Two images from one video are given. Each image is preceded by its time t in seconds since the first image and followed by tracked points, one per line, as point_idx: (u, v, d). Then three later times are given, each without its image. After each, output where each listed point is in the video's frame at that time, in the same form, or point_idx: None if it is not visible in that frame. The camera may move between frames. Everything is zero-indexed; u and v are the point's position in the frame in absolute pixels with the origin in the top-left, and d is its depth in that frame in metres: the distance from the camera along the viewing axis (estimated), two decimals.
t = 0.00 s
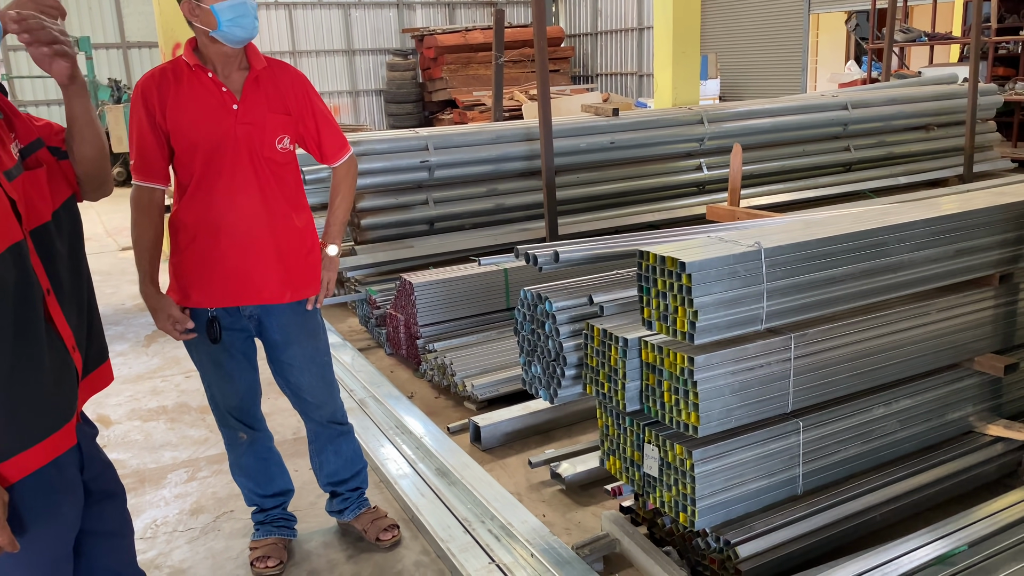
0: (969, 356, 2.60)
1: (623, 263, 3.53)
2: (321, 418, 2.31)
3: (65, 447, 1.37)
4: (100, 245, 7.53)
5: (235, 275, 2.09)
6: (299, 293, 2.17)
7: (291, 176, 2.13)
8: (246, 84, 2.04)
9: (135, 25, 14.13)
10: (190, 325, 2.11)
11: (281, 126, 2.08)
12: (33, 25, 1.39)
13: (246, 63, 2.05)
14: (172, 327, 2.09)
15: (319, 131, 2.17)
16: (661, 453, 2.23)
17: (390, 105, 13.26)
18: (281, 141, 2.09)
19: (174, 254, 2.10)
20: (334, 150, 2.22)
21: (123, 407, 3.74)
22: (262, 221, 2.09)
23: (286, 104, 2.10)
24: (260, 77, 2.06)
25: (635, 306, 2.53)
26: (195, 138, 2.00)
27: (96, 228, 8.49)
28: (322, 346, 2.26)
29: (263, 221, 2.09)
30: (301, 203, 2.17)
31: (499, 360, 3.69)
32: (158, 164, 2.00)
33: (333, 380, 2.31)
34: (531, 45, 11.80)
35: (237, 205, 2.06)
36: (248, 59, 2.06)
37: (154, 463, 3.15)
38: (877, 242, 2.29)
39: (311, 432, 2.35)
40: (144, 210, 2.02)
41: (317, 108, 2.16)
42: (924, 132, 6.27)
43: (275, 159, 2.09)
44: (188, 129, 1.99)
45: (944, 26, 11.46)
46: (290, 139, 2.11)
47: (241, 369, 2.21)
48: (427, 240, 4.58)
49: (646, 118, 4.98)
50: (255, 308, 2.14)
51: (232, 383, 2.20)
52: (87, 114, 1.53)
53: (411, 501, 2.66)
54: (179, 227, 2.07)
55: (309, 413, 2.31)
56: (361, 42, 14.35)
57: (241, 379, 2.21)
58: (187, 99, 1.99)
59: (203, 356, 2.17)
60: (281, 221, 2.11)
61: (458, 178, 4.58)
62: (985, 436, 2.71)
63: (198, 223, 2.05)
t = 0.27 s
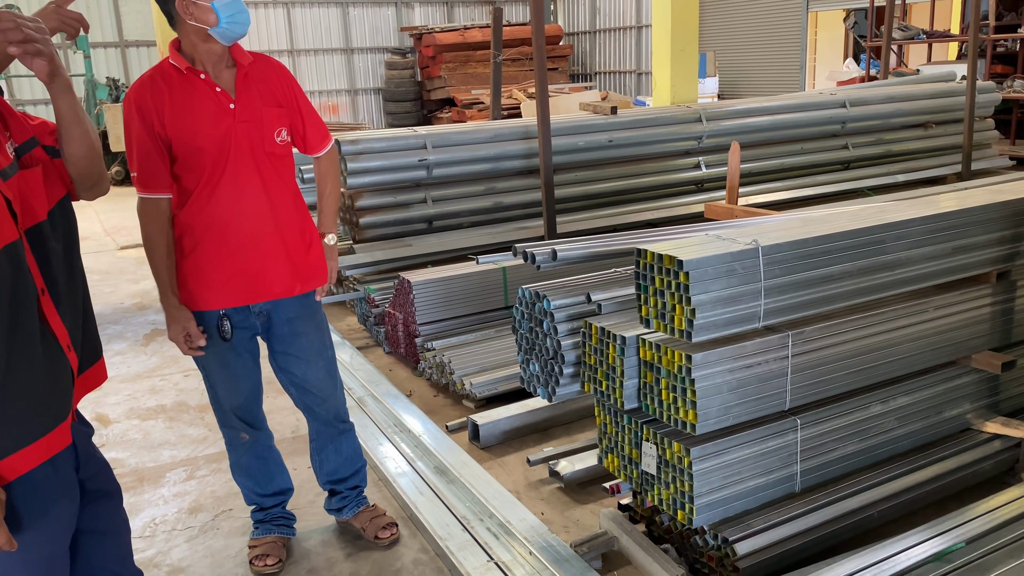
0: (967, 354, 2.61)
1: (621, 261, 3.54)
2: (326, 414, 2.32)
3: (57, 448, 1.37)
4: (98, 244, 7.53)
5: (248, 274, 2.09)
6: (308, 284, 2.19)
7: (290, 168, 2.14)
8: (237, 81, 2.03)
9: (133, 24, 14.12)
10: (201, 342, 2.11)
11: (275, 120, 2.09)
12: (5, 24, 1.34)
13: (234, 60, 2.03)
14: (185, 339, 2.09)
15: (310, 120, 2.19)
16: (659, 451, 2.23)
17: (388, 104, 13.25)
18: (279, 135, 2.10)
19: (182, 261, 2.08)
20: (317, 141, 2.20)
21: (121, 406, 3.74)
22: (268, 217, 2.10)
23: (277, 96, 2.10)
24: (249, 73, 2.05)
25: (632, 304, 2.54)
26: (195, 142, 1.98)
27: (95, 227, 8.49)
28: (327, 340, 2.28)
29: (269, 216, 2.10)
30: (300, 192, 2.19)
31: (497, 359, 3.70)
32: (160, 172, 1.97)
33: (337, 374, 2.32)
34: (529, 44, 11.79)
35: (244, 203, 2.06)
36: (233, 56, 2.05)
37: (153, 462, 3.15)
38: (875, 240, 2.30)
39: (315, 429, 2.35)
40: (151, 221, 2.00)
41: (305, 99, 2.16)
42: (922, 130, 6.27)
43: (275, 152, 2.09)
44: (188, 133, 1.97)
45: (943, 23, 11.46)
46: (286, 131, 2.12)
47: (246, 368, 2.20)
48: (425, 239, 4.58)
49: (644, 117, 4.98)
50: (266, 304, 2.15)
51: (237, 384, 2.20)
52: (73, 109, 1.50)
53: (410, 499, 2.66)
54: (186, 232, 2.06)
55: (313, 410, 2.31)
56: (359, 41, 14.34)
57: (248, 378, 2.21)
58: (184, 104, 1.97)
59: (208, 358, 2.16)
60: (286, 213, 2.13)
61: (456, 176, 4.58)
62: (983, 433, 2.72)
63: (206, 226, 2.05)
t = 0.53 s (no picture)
0: (965, 352, 2.61)
1: (620, 260, 3.54)
2: (333, 410, 2.34)
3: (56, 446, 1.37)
4: (96, 244, 7.53)
5: (263, 270, 2.10)
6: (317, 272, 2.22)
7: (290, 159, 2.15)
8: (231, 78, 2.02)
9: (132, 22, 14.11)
10: (221, 346, 2.10)
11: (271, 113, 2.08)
12: None
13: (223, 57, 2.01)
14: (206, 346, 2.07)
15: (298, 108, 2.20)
16: (658, 450, 2.23)
17: (387, 103, 13.24)
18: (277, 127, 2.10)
19: (195, 266, 2.07)
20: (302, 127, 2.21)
21: (121, 405, 3.74)
22: (276, 211, 2.11)
23: (268, 89, 2.10)
24: (239, 69, 2.04)
25: (632, 302, 2.54)
26: (201, 144, 1.96)
27: (93, 226, 8.48)
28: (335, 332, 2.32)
29: (278, 209, 2.11)
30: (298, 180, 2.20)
31: (496, 358, 3.70)
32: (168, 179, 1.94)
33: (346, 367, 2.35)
34: (528, 43, 11.78)
35: (253, 199, 2.06)
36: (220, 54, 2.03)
37: (152, 462, 3.15)
38: (874, 239, 2.30)
39: (322, 426, 2.36)
40: (158, 229, 1.96)
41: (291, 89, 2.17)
42: (921, 129, 6.28)
43: (275, 145, 2.10)
44: (193, 136, 1.95)
45: (942, 22, 11.45)
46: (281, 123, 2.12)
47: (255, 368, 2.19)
48: (424, 238, 4.58)
49: (643, 116, 4.99)
50: (280, 298, 2.16)
51: (245, 384, 2.19)
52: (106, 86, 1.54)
53: (409, 498, 2.66)
54: (197, 234, 2.04)
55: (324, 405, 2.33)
56: (357, 40, 14.32)
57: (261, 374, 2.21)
58: (186, 107, 1.94)
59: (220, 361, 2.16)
60: (291, 203, 2.15)
61: (455, 176, 4.58)
62: (981, 432, 2.72)
63: (217, 227, 2.04)
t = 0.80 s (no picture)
0: (962, 351, 2.62)
1: (618, 259, 3.54)
2: (338, 409, 2.32)
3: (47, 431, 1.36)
4: (95, 243, 7.53)
5: (277, 263, 2.09)
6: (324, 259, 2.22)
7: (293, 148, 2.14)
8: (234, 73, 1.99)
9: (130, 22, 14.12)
10: (235, 351, 2.09)
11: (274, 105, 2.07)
12: None
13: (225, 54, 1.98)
14: (219, 353, 2.06)
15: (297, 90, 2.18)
16: (655, 449, 2.24)
17: (386, 103, 13.24)
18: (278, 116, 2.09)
19: (209, 266, 2.05)
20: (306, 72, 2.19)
21: (119, 405, 3.74)
22: (287, 203, 2.10)
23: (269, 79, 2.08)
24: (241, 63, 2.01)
25: (629, 302, 2.57)
26: (212, 144, 1.94)
27: (92, 226, 8.49)
28: (338, 329, 2.30)
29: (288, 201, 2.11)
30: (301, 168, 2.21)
31: (494, 357, 3.70)
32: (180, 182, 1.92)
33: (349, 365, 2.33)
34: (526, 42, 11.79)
35: (265, 194, 2.05)
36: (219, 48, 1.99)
37: (150, 461, 3.15)
38: (871, 238, 2.30)
39: (328, 427, 2.33)
40: (165, 231, 1.94)
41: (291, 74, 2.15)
42: (919, 129, 6.29)
43: (281, 136, 2.09)
44: (206, 136, 1.92)
45: (940, 22, 11.46)
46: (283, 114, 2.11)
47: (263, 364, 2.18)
48: (423, 237, 4.58)
49: (642, 115, 4.99)
50: (292, 292, 2.15)
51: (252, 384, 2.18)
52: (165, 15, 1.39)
53: (407, 497, 2.67)
54: (211, 234, 2.03)
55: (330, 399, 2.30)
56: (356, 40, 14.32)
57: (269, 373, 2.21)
58: (196, 108, 1.91)
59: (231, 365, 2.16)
60: (298, 193, 2.15)
61: (454, 175, 4.58)
62: (978, 431, 2.73)
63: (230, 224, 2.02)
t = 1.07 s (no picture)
0: (960, 351, 2.62)
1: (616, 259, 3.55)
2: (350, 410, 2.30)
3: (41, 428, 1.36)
4: (92, 243, 7.52)
5: (301, 257, 2.06)
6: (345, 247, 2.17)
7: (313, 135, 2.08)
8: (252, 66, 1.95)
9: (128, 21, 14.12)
10: (255, 355, 2.09)
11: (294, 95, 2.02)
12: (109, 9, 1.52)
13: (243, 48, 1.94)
14: (239, 355, 2.07)
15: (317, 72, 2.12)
16: (653, 448, 2.24)
17: (384, 102, 13.24)
18: (295, 102, 2.02)
19: (233, 265, 2.03)
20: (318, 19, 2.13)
21: (117, 405, 3.73)
22: (308, 195, 2.06)
23: (289, 69, 2.03)
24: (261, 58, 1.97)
25: (627, 301, 2.58)
26: (232, 143, 1.92)
27: (89, 226, 8.48)
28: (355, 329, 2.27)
29: (312, 194, 2.07)
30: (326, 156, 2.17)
31: (492, 356, 3.70)
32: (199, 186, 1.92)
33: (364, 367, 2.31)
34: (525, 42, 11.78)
35: (287, 188, 2.01)
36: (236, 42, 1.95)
37: (148, 461, 3.15)
38: (868, 238, 2.31)
39: (336, 429, 2.31)
40: (189, 237, 1.97)
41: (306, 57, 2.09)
42: (917, 129, 6.30)
43: (303, 126, 2.05)
44: (227, 135, 1.91)
45: (938, 22, 11.48)
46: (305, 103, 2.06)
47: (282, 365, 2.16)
48: (421, 237, 4.58)
49: (640, 115, 4.99)
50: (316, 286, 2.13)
51: (269, 386, 2.16)
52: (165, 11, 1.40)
53: (406, 497, 2.67)
54: (234, 233, 2.01)
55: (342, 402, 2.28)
56: (354, 39, 14.31)
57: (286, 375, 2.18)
58: (215, 108, 1.89)
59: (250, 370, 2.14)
60: (323, 183, 2.11)
61: (452, 175, 4.58)
62: (975, 430, 2.73)
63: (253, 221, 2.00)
